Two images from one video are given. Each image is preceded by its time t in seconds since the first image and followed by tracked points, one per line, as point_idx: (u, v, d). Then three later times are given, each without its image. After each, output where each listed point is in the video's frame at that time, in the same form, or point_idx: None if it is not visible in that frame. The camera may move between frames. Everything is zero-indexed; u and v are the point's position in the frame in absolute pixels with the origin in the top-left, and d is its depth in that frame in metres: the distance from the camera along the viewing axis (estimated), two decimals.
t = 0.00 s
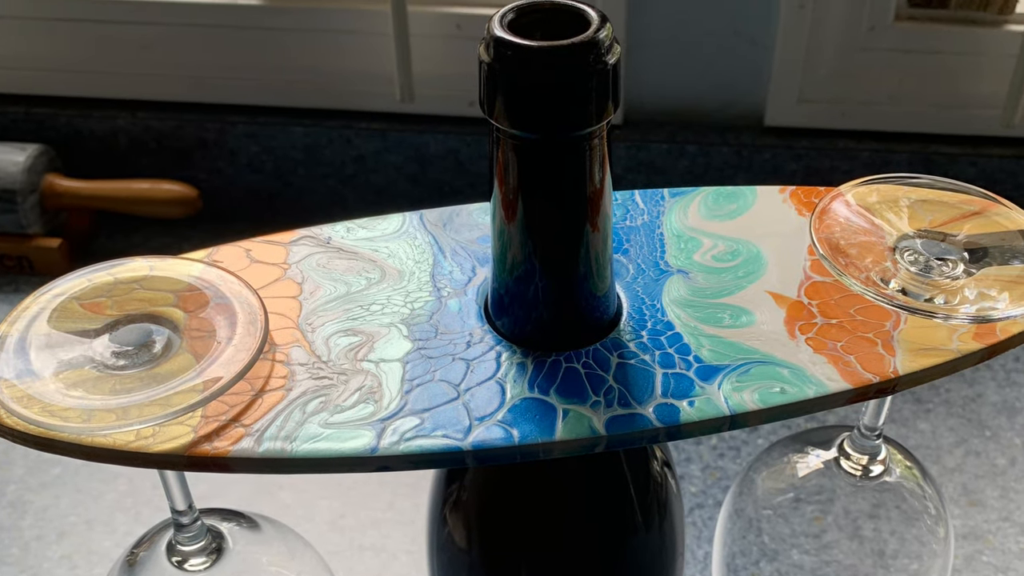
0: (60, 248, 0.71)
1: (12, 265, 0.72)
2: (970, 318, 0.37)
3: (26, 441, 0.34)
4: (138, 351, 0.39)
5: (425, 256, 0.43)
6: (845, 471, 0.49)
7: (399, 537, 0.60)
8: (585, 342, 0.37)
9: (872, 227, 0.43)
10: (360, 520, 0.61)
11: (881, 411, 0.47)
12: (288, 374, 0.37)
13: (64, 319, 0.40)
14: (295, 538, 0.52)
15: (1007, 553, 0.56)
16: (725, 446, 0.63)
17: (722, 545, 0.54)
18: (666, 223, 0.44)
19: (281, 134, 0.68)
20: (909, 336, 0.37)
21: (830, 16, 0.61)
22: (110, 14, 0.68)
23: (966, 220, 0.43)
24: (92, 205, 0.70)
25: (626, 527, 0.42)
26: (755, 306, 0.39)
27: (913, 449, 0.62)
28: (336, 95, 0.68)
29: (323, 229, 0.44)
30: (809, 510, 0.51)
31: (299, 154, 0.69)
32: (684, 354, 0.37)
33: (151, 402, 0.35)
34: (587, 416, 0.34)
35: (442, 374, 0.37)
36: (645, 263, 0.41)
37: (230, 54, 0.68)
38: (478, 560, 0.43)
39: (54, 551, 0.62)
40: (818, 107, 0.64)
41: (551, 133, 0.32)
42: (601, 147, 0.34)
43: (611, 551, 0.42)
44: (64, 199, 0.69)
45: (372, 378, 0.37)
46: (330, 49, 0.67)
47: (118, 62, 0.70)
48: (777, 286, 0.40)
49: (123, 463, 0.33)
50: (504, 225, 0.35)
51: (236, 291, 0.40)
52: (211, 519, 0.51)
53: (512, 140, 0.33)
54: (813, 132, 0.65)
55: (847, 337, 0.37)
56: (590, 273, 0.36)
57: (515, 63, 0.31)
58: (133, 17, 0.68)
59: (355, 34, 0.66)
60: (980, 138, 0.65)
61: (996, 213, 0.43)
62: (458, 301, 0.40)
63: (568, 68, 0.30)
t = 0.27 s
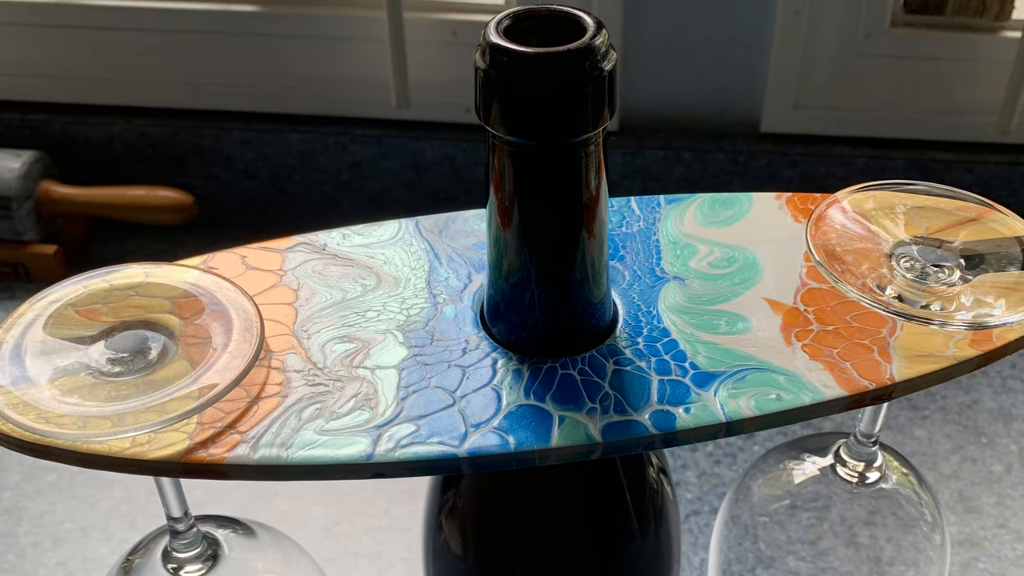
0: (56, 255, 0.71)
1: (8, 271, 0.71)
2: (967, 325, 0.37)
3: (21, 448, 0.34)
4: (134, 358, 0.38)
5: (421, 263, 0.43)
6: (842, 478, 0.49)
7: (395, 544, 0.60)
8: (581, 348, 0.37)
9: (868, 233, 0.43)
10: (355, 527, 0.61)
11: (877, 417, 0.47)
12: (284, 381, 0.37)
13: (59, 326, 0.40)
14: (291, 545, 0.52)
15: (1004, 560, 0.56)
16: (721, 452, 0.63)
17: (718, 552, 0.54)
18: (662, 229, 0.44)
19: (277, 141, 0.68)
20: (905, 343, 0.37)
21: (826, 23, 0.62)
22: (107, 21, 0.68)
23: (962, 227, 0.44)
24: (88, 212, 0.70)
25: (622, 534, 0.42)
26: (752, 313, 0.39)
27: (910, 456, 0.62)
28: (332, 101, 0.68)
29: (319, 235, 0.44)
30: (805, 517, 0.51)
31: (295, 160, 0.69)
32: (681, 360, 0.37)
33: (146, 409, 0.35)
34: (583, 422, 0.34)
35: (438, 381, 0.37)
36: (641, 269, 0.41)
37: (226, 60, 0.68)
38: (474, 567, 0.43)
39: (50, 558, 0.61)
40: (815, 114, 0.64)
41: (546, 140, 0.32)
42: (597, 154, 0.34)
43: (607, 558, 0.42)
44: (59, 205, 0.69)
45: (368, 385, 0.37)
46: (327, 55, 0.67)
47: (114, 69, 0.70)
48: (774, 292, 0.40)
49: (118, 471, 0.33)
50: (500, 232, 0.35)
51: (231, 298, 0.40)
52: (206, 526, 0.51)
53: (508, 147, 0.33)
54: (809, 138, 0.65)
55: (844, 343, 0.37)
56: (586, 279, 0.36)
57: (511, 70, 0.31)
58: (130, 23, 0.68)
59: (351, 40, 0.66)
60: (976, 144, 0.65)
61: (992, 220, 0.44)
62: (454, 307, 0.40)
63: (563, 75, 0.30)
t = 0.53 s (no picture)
0: (51, 261, 0.70)
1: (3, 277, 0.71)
2: (963, 332, 0.37)
3: (17, 454, 0.33)
4: (129, 364, 0.38)
5: (417, 269, 0.42)
6: (838, 485, 0.49)
7: (391, 551, 0.60)
8: (577, 355, 0.37)
9: (864, 240, 0.43)
10: (351, 534, 0.61)
11: (873, 423, 0.47)
12: (279, 388, 0.37)
13: (54, 332, 0.40)
14: (287, 551, 0.52)
15: (1000, 568, 0.56)
16: (717, 459, 0.63)
17: (714, 559, 0.54)
18: (658, 236, 0.43)
19: (273, 147, 0.68)
20: (901, 349, 0.37)
21: (822, 30, 0.62)
22: (102, 27, 0.68)
23: (958, 233, 0.44)
24: (83, 218, 0.70)
25: (618, 541, 0.42)
26: (748, 320, 0.39)
27: (906, 462, 0.62)
28: (328, 107, 0.68)
29: (315, 242, 0.44)
30: (802, 524, 0.51)
31: (291, 166, 0.69)
32: (677, 367, 0.37)
33: (142, 415, 0.35)
34: (579, 429, 0.34)
35: (434, 388, 0.37)
36: (637, 276, 0.41)
37: (221, 67, 0.68)
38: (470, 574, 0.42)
39: (44, 565, 0.61)
40: (811, 120, 0.64)
41: (542, 146, 0.32)
42: (593, 160, 0.34)
43: (603, 566, 0.42)
44: (55, 211, 0.69)
45: (364, 392, 0.37)
46: (322, 62, 0.67)
47: (109, 75, 0.70)
48: (770, 299, 0.40)
49: (114, 477, 0.33)
50: (496, 238, 0.35)
51: (227, 304, 0.40)
52: (202, 532, 0.51)
53: (504, 153, 0.33)
54: (805, 145, 0.66)
55: (840, 350, 0.37)
56: (582, 286, 0.36)
57: (506, 76, 0.31)
58: (125, 30, 0.68)
59: (346, 47, 0.66)
60: (972, 151, 0.65)
61: (988, 226, 0.44)
62: (450, 314, 0.40)
63: (559, 82, 0.30)
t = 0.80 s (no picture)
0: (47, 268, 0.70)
1: None
2: (959, 338, 0.37)
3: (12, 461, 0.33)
4: (125, 372, 0.38)
5: (413, 276, 0.42)
6: (834, 491, 0.49)
7: (386, 559, 0.60)
8: (573, 362, 0.37)
9: (860, 246, 0.43)
10: (346, 541, 0.61)
11: (869, 430, 0.47)
12: (275, 395, 0.36)
13: (50, 339, 0.40)
14: (283, 558, 0.51)
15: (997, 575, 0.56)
16: (713, 466, 0.63)
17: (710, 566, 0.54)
18: (654, 242, 0.43)
19: (269, 154, 0.68)
20: (897, 356, 0.37)
21: (818, 36, 0.62)
22: (98, 34, 0.68)
23: (955, 240, 0.44)
24: (79, 224, 0.69)
25: (614, 548, 0.42)
26: (744, 326, 0.39)
27: (902, 469, 0.62)
28: (324, 114, 0.68)
29: (310, 248, 0.44)
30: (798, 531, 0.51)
31: (287, 172, 0.69)
32: (673, 374, 0.37)
33: (138, 422, 0.35)
34: (575, 436, 0.34)
35: (430, 395, 0.37)
36: (633, 282, 0.41)
37: (218, 73, 0.68)
38: None
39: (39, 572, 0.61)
40: (807, 127, 0.65)
41: (538, 153, 0.32)
42: (588, 167, 0.34)
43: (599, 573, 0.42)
44: (51, 218, 0.69)
45: (360, 399, 0.36)
46: (319, 68, 0.67)
47: (105, 82, 0.70)
48: (766, 306, 0.40)
49: (109, 484, 0.33)
50: (491, 245, 0.35)
51: (223, 311, 0.40)
52: (198, 539, 0.50)
53: (500, 160, 0.33)
54: (801, 151, 0.66)
55: (836, 357, 0.37)
56: (578, 293, 0.36)
57: (502, 82, 0.31)
58: (121, 36, 0.68)
59: (342, 53, 0.66)
60: (968, 157, 0.65)
61: (985, 232, 0.44)
62: (445, 320, 0.40)
63: (555, 88, 0.30)
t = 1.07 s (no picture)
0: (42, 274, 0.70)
1: None
2: (955, 345, 0.37)
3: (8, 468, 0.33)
4: (120, 378, 0.38)
5: (408, 282, 0.42)
6: (830, 498, 0.49)
7: (382, 567, 0.59)
8: (569, 369, 0.37)
9: (857, 253, 0.43)
10: (342, 548, 0.61)
11: (865, 437, 0.47)
12: (271, 402, 0.36)
13: (45, 346, 0.40)
14: (279, 565, 0.51)
15: None
16: (709, 473, 0.63)
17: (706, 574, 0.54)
18: (649, 249, 0.43)
19: (265, 160, 0.68)
20: (893, 363, 0.37)
21: (814, 43, 0.62)
22: (93, 40, 0.68)
23: (951, 246, 0.44)
24: (75, 231, 0.69)
25: (609, 554, 0.42)
26: (740, 333, 0.39)
27: (898, 476, 0.62)
28: (320, 120, 0.68)
29: (306, 255, 0.44)
30: (794, 538, 0.51)
31: (283, 179, 0.69)
32: (669, 381, 0.37)
33: (133, 428, 0.35)
34: (571, 442, 0.34)
35: (425, 401, 0.36)
36: (629, 289, 0.41)
37: (214, 79, 0.68)
38: None
39: None
40: (803, 134, 0.65)
41: (533, 159, 0.32)
42: (584, 173, 0.34)
43: None
44: (46, 225, 0.69)
45: (355, 406, 0.36)
46: (315, 74, 0.67)
47: (101, 88, 0.70)
48: (762, 312, 0.40)
49: (105, 491, 0.33)
50: (487, 251, 0.35)
51: (218, 317, 0.40)
52: (193, 546, 0.50)
53: (496, 166, 0.33)
54: (797, 158, 0.66)
55: (832, 364, 0.37)
56: (574, 299, 0.36)
57: (498, 89, 0.31)
58: (117, 43, 0.68)
59: (338, 59, 0.66)
60: (965, 164, 0.65)
61: (982, 239, 0.44)
62: (441, 327, 0.40)
63: (550, 95, 0.30)
